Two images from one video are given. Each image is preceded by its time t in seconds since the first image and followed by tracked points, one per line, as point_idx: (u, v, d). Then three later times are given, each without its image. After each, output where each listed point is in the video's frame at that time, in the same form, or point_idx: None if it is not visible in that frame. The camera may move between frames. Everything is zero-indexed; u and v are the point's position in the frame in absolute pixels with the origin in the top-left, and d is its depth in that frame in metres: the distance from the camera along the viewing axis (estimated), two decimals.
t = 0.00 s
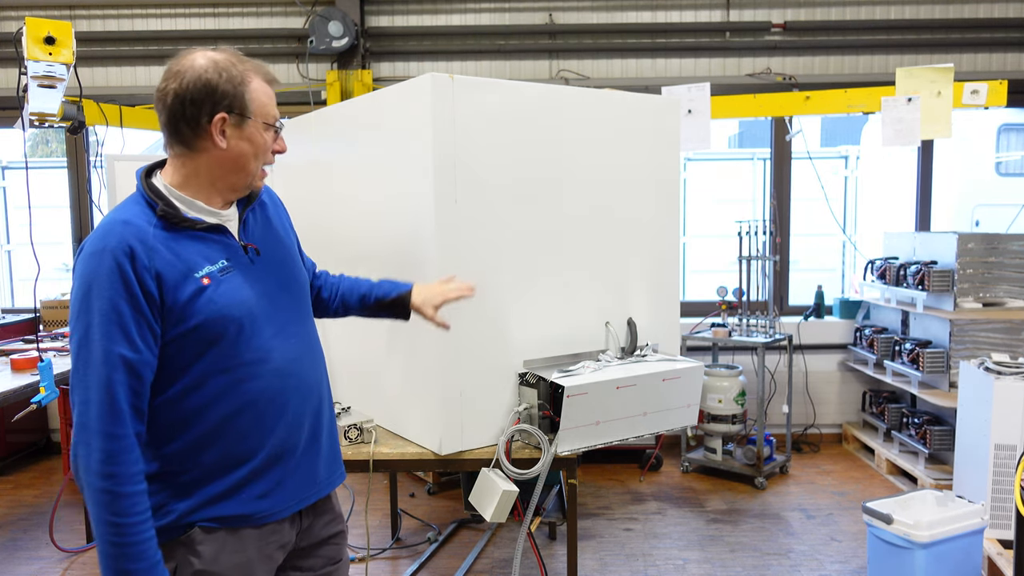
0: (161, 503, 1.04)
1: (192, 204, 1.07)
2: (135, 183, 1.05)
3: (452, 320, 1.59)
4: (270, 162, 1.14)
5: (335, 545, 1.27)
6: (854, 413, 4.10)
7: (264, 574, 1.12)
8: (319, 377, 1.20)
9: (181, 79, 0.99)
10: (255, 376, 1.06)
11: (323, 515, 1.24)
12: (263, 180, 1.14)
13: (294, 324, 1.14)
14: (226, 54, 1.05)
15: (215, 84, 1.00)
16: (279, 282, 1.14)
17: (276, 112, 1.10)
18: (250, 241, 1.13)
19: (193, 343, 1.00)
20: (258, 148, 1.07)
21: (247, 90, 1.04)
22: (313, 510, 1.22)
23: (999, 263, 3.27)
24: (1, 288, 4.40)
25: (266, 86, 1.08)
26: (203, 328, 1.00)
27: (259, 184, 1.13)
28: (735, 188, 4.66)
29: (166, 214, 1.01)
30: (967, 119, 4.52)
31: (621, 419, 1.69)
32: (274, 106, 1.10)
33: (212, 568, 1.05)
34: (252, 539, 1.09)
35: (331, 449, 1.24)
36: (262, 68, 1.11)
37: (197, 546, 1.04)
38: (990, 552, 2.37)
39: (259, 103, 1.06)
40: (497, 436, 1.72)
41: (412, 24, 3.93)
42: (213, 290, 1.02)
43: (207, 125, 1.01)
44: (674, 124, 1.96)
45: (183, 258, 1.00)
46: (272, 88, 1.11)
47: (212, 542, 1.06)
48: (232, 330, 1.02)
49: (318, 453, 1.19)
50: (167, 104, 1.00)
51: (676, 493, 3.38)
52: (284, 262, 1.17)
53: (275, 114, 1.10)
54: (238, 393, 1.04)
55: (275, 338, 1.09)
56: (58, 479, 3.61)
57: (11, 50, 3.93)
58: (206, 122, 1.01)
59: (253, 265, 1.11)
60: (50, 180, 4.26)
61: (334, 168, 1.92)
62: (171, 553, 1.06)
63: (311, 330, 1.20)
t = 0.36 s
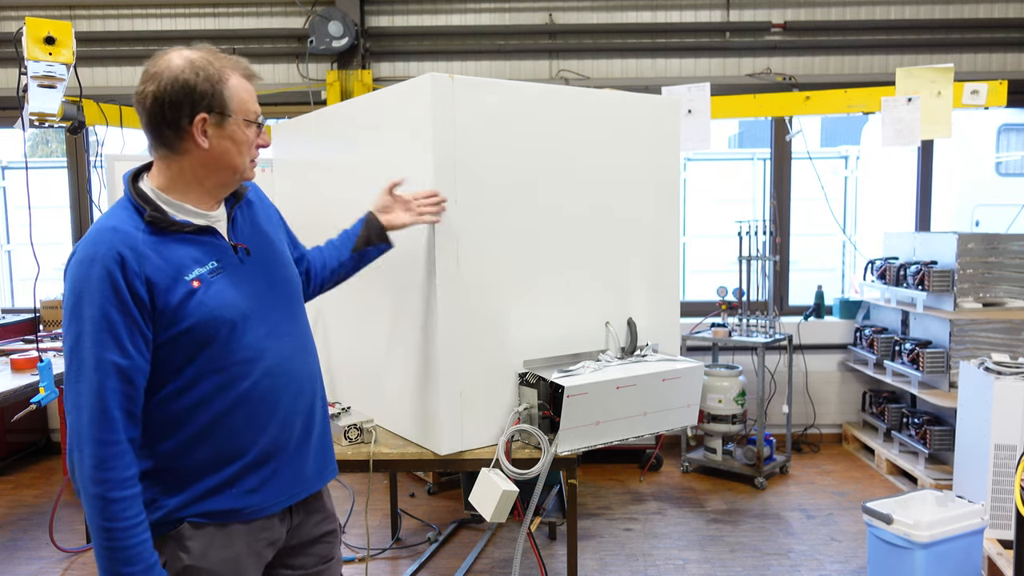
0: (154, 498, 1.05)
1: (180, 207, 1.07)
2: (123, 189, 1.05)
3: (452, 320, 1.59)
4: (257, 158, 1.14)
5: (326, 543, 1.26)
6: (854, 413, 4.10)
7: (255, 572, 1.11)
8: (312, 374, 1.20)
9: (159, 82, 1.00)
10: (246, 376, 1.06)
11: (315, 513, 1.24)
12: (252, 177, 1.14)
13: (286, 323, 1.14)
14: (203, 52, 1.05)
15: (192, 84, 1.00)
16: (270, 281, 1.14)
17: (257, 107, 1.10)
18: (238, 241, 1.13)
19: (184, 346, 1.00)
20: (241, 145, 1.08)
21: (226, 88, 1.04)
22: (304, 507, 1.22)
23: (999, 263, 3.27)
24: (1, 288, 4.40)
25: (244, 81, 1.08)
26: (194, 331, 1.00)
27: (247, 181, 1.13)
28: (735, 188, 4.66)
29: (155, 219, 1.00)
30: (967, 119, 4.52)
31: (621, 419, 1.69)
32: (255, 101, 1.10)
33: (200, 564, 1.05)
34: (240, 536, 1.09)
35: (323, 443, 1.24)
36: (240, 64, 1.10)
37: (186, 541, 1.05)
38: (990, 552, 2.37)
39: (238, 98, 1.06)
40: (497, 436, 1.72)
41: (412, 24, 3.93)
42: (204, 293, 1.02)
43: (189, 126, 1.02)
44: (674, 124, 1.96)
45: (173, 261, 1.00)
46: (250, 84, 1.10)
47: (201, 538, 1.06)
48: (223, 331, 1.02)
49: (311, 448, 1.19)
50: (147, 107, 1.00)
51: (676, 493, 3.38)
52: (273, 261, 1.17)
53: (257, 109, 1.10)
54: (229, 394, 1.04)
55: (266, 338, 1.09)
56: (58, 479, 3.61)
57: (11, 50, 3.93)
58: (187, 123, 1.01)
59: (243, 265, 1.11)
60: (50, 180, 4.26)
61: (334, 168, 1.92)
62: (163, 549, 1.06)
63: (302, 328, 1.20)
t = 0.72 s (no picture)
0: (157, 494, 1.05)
1: (189, 202, 1.07)
2: (129, 181, 1.05)
3: (453, 320, 1.59)
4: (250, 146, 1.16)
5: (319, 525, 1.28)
6: (854, 413, 4.10)
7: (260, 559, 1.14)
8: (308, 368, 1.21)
9: (152, 75, 1.00)
10: (251, 370, 1.07)
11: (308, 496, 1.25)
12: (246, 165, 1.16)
13: (286, 318, 1.15)
14: (189, 45, 1.05)
15: (183, 76, 1.01)
16: (271, 278, 1.15)
17: (246, 96, 1.12)
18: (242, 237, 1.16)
19: (196, 340, 1.00)
20: (234, 134, 1.09)
21: (216, 79, 1.05)
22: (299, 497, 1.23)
23: (999, 264, 3.27)
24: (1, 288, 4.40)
25: (232, 71, 1.09)
26: (206, 325, 1.00)
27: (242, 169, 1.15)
28: (735, 188, 4.66)
29: (171, 213, 1.01)
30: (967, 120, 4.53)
31: (621, 419, 1.69)
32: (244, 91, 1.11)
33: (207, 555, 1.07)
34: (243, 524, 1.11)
35: (315, 436, 1.26)
36: (226, 55, 1.11)
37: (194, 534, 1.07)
38: (990, 552, 2.37)
39: (228, 88, 1.07)
40: (497, 436, 1.72)
41: (412, 24, 3.93)
42: (215, 288, 1.02)
43: (184, 117, 1.03)
44: (674, 124, 1.97)
45: (185, 255, 1.00)
46: (237, 74, 1.12)
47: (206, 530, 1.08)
48: (234, 326, 1.03)
49: (306, 440, 1.21)
50: (139, 102, 1.01)
51: (676, 493, 3.38)
52: (271, 258, 1.18)
53: (246, 98, 1.11)
54: (236, 388, 1.05)
55: (270, 332, 1.10)
56: (58, 479, 3.61)
57: (11, 50, 3.93)
58: (182, 114, 1.02)
59: (245, 261, 1.11)
60: (50, 180, 4.26)
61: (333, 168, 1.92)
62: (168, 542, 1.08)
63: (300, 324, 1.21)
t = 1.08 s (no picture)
0: (191, 471, 1.10)
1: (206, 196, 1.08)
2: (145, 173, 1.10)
3: (453, 319, 1.59)
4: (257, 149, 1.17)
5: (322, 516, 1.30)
6: (854, 413, 4.10)
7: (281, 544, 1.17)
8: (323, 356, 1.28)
9: (159, 82, 1.03)
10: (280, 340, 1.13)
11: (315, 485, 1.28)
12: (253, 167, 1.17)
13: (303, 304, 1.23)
14: (197, 52, 1.07)
15: (189, 82, 1.03)
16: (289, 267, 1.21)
17: (253, 101, 1.12)
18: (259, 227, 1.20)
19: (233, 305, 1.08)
20: (239, 139, 1.10)
21: (221, 84, 1.06)
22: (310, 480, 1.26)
23: (999, 264, 3.27)
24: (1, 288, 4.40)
25: (239, 77, 1.10)
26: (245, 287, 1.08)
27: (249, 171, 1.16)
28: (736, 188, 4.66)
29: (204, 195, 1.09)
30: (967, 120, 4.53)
31: (622, 418, 1.69)
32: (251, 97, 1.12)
33: (234, 537, 1.10)
34: (265, 511, 1.13)
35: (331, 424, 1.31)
36: (234, 61, 1.12)
37: (220, 516, 1.10)
38: (990, 552, 2.37)
39: (234, 94, 1.08)
40: (497, 436, 1.72)
41: (412, 24, 3.93)
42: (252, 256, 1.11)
43: (189, 123, 1.04)
44: (674, 124, 1.97)
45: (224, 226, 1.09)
46: (245, 79, 1.12)
47: (231, 514, 1.10)
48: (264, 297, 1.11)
49: (325, 425, 1.26)
50: (147, 107, 1.04)
51: (676, 493, 3.38)
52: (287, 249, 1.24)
53: (252, 104, 1.12)
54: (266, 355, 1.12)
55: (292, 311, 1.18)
56: (58, 479, 3.61)
57: (11, 50, 3.93)
58: (187, 120, 1.04)
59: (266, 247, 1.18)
60: (50, 180, 4.26)
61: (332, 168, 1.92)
62: (194, 527, 1.10)
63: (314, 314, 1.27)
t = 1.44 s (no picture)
0: (232, 437, 1.14)
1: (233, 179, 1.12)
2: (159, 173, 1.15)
3: (454, 318, 1.59)
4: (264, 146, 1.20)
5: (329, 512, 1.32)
6: (854, 413, 4.10)
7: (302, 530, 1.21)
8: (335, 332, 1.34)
9: (163, 94, 1.05)
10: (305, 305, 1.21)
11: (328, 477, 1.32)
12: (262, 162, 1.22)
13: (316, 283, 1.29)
14: (198, 59, 1.08)
15: (191, 93, 1.05)
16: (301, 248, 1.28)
17: (256, 103, 1.14)
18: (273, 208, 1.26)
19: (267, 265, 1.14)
20: (244, 142, 1.13)
21: (222, 92, 1.08)
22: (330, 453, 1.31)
23: (999, 264, 3.27)
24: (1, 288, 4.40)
25: (240, 81, 1.11)
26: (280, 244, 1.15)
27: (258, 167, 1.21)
28: (735, 188, 4.65)
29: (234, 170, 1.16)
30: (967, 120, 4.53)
31: (621, 418, 1.69)
32: (254, 99, 1.14)
33: (261, 520, 1.14)
34: (291, 470, 1.18)
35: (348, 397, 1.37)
36: (234, 64, 1.13)
37: (247, 500, 1.13)
38: (990, 552, 2.37)
39: (237, 100, 1.10)
40: (498, 436, 1.72)
41: (412, 24, 3.93)
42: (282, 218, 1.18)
43: (195, 131, 1.08)
44: (673, 124, 1.97)
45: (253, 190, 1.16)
46: (247, 81, 1.14)
47: (259, 498, 1.14)
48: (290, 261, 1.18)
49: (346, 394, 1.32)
50: (155, 116, 1.08)
51: (676, 493, 3.38)
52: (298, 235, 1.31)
53: (255, 106, 1.14)
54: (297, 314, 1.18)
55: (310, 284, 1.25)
56: (58, 479, 3.61)
57: (11, 50, 3.93)
58: (193, 128, 1.08)
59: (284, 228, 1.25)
60: (49, 179, 4.26)
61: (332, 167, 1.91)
62: (220, 512, 1.13)
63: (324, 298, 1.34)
